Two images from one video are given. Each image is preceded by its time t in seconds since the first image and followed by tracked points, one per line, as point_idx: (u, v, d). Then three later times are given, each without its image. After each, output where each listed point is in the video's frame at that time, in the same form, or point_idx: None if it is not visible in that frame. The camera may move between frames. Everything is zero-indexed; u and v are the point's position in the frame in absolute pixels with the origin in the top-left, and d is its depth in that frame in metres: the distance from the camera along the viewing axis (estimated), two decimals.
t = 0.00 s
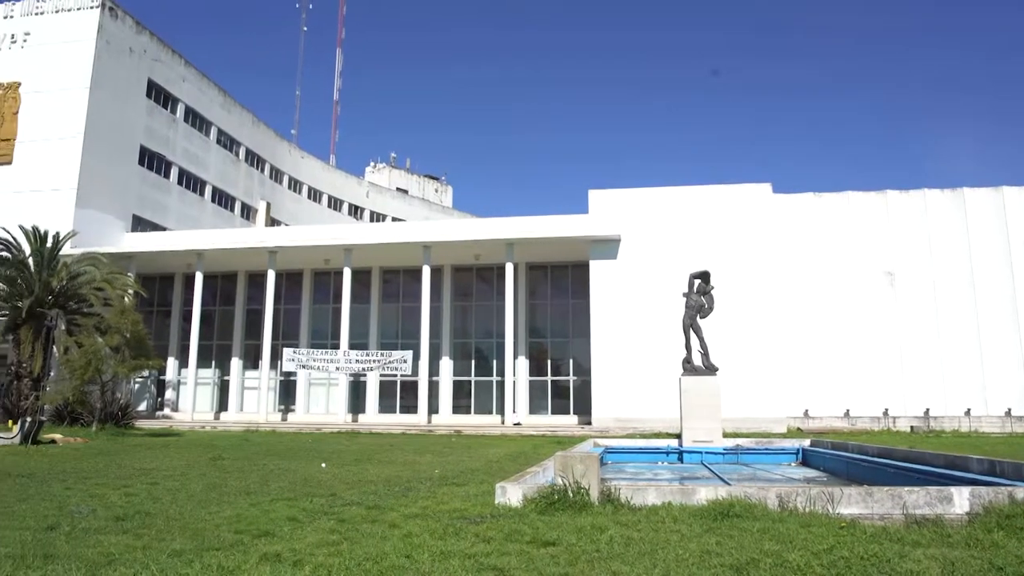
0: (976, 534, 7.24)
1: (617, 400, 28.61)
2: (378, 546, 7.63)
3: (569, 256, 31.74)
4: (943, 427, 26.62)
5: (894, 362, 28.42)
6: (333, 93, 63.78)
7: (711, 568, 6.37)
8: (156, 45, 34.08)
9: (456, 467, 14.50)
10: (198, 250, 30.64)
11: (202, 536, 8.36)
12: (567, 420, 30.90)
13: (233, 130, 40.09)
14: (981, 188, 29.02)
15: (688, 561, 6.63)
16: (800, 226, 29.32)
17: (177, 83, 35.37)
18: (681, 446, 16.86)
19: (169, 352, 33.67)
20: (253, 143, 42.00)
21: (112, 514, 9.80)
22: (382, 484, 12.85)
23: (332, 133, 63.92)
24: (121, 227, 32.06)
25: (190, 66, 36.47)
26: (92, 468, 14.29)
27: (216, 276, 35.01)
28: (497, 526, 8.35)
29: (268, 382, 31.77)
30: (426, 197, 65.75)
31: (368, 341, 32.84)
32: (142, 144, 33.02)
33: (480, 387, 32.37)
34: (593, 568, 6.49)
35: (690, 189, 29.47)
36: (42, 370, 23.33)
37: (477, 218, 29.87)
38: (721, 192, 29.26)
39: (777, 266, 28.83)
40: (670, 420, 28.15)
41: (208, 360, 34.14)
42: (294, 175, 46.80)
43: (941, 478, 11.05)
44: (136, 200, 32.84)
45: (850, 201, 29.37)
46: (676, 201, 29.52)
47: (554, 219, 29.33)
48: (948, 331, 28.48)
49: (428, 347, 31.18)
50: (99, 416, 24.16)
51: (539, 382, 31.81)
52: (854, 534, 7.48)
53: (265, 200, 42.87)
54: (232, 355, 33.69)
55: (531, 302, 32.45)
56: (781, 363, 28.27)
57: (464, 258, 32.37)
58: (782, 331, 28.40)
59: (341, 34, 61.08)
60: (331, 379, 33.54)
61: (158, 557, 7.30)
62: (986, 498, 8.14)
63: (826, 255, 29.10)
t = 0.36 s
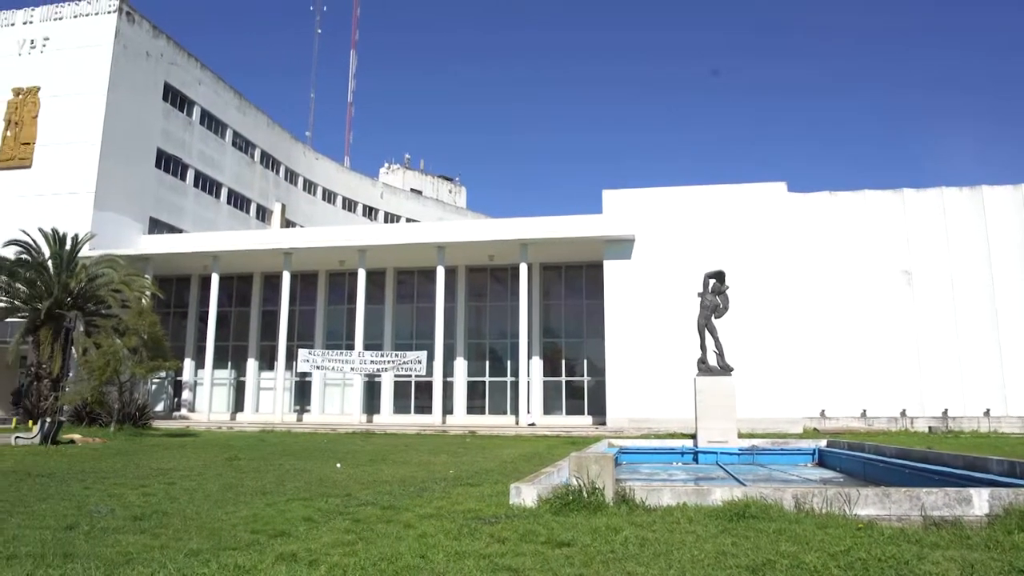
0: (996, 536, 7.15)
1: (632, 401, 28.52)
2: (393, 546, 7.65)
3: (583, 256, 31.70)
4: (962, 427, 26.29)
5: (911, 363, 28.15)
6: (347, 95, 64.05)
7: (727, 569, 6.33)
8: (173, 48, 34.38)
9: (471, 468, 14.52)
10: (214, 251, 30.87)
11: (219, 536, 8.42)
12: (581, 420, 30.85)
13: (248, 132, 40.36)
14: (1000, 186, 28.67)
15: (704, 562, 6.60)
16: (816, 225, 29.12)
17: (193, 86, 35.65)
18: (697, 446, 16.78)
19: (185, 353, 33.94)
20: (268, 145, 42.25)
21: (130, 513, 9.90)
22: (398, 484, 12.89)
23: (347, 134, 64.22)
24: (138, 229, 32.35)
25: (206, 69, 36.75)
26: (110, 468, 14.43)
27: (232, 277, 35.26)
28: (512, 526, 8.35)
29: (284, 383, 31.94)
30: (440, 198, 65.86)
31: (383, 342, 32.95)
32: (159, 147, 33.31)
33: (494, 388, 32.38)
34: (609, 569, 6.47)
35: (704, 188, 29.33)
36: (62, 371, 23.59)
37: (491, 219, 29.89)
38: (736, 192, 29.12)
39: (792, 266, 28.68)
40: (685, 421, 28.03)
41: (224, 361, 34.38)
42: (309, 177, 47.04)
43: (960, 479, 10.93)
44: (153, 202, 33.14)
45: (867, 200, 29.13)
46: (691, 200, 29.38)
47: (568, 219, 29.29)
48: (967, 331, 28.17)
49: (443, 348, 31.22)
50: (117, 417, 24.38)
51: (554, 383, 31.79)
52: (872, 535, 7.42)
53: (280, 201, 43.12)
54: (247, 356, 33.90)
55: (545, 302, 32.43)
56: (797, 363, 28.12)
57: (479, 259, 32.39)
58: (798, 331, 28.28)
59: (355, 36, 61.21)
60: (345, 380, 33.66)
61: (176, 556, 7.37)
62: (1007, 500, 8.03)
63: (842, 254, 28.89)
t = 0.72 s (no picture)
0: (1015, 538, 7.07)
1: (645, 401, 28.44)
2: (406, 547, 7.67)
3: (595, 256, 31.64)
4: (979, 428, 26.14)
5: (926, 362, 27.92)
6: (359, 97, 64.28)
7: (741, 571, 6.29)
8: (186, 52, 34.64)
9: (483, 468, 14.54)
10: (228, 253, 31.06)
11: (234, 535, 8.47)
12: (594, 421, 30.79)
13: (261, 134, 40.58)
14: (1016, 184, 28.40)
15: (718, 563, 6.58)
16: (829, 225, 28.93)
17: (206, 89, 35.89)
18: (710, 447, 16.72)
19: (199, 353, 34.16)
20: (280, 147, 42.48)
21: (145, 513, 9.98)
22: (411, 484, 12.93)
23: (359, 136, 64.45)
24: (153, 231, 32.60)
25: (219, 72, 36.99)
26: (125, 468, 14.54)
27: (245, 278, 35.46)
28: (525, 527, 8.35)
29: (297, 384, 32.10)
30: (451, 199, 65.96)
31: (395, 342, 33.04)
32: (173, 149, 33.56)
33: (506, 388, 32.38)
34: (622, 570, 6.46)
35: (717, 188, 29.20)
36: (78, 372, 23.82)
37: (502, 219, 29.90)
38: (748, 191, 28.94)
39: (805, 266, 28.50)
40: (698, 422, 27.94)
41: (238, 361, 34.57)
42: (322, 178, 47.23)
43: (976, 480, 10.83)
44: (167, 204, 33.39)
45: (881, 199, 28.93)
46: (703, 200, 29.26)
47: (580, 219, 29.24)
48: (983, 330, 27.91)
49: (455, 348, 31.26)
50: (132, 417, 24.60)
51: (566, 383, 31.75)
52: (888, 536, 7.36)
53: (293, 203, 43.32)
54: (261, 357, 34.08)
55: (557, 303, 32.41)
56: (811, 364, 27.89)
57: (491, 260, 32.41)
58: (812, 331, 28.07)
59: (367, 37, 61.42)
60: (358, 381, 33.77)
61: (191, 555, 7.41)
62: None
63: (856, 254, 28.68)
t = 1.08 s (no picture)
0: None
1: (661, 402, 28.33)
2: (424, 546, 7.70)
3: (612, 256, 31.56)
4: (1002, 429, 25.80)
5: (946, 362, 27.61)
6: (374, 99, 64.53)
7: (759, 572, 6.25)
8: (203, 55, 34.94)
9: (499, 468, 14.54)
10: (245, 254, 31.30)
11: (252, 535, 8.53)
12: (611, 421, 30.70)
13: (278, 137, 40.83)
14: None
15: (736, 564, 6.52)
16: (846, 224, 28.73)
17: (223, 92, 36.19)
18: (727, 447, 16.62)
19: (217, 354, 34.44)
20: (297, 149, 42.73)
21: (165, 512, 10.07)
22: (427, 484, 12.97)
23: (375, 137, 64.75)
24: (171, 233, 32.91)
25: (235, 75, 37.27)
26: (145, 468, 14.68)
27: (263, 280, 35.71)
28: (542, 527, 8.34)
29: (314, 384, 32.28)
30: (467, 200, 66.09)
31: (412, 343, 33.13)
32: (191, 152, 33.86)
33: (523, 389, 32.37)
34: (639, 570, 6.42)
35: (734, 186, 29.02)
36: (99, 373, 24.09)
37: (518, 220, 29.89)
38: (765, 190, 28.72)
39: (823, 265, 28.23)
40: (715, 422, 27.79)
41: (255, 362, 34.81)
42: (338, 180, 47.45)
43: (999, 481, 10.68)
44: (185, 207, 33.69)
45: (899, 197, 28.64)
46: (720, 199, 29.09)
47: (596, 219, 29.16)
48: (1005, 330, 27.53)
49: (471, 349, 31.29)
50: (152, 418, 24.86)
51: (582, 384, 31.69)
52: (908, 538, 7.28)
53: (309, 204, 43.56)
54: (278, 358, 34.30)
55: (573, 303, 32.36)
56: (829, 364, 27.62)
57: (506, 260, 32.41)
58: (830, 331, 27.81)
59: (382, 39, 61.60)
60: (375, 382, 33.89)
61: (210, 554, 7.47)
62: None
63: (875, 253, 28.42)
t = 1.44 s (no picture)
0: None
1: (680, 402, 28.19)
2: (444, 546, 7.72)
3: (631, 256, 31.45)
4: None
5: (972, 362, 27.23)
6: (392, 101, 64.89)
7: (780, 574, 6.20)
8: (223, 59, 35.29)
9: (519, 469, 14.53)
10: (265, 256, 31.55)
11: (274, 534, 8.59)
12: (630, 422, 30.59)
13: (297, 139, 41.12)
14: None
15: (757, 565, 6.47)
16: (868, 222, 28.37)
17: (243, 95, 36.51)
18: (748, 448, 16.50)
19: (239, 355, 34.76)
20: (316, 151, 43.00)
21: (188, 511, 10.16)
22: (447, 484, 13.01)
23: (393, 139, 65.08)
24: (193, 235, 33.25)
25: (255, 78, 37.58)
26: (168, 468, 14.83)
27: (283, 281, 35.98)
28: (562, 528, 8.32)
29: (334, 385, 32.48)
30: (485, 200, 66.19)
31: (431, 343, 33.23)
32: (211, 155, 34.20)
33: (542, 389, 32.35)
34: (660, 571, 6.38)
35: (753, 185, 28.81)
36: (122, 374, 24.39)
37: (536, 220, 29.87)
38: (785, 188, 28.49)
39: (845, 264, 27.94)
40: (736, 423, 27.60)
41: (276, 363, 35.08)
42: (357, 181, 47.69)
43: None
44: (206, 209, 34.04)
45: (922, 195, 28.27)
46: (739, 197, 28.88)
47: (614, 219, 29.07)
48: None
49: (490, 349, 31.34)
50: (174, 418, 25.14)
51: (601, 384, 31.61)
52: (932, 540, 7.18)
53: (329, 206, 43.82)
54: (299, 359, 34.54)
55: (592, 303, 32.29)
56: (851, 364, 27.34)
57: (525, 260, 32.40)
58: (851, 331, 27.54)
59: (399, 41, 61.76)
60: (394, 382, 34.02)
61: (233, 553, 7.53)
62: None
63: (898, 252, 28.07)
